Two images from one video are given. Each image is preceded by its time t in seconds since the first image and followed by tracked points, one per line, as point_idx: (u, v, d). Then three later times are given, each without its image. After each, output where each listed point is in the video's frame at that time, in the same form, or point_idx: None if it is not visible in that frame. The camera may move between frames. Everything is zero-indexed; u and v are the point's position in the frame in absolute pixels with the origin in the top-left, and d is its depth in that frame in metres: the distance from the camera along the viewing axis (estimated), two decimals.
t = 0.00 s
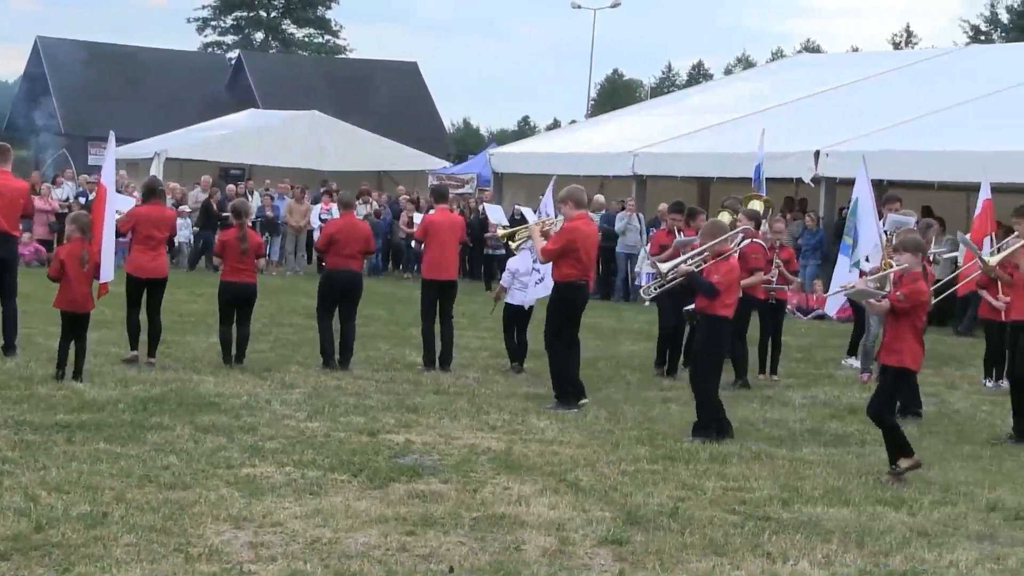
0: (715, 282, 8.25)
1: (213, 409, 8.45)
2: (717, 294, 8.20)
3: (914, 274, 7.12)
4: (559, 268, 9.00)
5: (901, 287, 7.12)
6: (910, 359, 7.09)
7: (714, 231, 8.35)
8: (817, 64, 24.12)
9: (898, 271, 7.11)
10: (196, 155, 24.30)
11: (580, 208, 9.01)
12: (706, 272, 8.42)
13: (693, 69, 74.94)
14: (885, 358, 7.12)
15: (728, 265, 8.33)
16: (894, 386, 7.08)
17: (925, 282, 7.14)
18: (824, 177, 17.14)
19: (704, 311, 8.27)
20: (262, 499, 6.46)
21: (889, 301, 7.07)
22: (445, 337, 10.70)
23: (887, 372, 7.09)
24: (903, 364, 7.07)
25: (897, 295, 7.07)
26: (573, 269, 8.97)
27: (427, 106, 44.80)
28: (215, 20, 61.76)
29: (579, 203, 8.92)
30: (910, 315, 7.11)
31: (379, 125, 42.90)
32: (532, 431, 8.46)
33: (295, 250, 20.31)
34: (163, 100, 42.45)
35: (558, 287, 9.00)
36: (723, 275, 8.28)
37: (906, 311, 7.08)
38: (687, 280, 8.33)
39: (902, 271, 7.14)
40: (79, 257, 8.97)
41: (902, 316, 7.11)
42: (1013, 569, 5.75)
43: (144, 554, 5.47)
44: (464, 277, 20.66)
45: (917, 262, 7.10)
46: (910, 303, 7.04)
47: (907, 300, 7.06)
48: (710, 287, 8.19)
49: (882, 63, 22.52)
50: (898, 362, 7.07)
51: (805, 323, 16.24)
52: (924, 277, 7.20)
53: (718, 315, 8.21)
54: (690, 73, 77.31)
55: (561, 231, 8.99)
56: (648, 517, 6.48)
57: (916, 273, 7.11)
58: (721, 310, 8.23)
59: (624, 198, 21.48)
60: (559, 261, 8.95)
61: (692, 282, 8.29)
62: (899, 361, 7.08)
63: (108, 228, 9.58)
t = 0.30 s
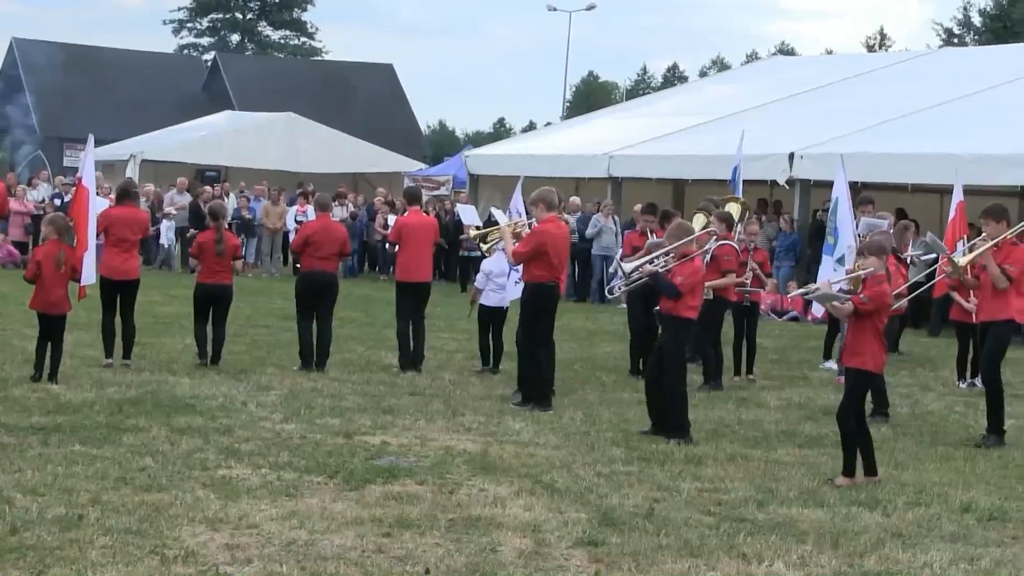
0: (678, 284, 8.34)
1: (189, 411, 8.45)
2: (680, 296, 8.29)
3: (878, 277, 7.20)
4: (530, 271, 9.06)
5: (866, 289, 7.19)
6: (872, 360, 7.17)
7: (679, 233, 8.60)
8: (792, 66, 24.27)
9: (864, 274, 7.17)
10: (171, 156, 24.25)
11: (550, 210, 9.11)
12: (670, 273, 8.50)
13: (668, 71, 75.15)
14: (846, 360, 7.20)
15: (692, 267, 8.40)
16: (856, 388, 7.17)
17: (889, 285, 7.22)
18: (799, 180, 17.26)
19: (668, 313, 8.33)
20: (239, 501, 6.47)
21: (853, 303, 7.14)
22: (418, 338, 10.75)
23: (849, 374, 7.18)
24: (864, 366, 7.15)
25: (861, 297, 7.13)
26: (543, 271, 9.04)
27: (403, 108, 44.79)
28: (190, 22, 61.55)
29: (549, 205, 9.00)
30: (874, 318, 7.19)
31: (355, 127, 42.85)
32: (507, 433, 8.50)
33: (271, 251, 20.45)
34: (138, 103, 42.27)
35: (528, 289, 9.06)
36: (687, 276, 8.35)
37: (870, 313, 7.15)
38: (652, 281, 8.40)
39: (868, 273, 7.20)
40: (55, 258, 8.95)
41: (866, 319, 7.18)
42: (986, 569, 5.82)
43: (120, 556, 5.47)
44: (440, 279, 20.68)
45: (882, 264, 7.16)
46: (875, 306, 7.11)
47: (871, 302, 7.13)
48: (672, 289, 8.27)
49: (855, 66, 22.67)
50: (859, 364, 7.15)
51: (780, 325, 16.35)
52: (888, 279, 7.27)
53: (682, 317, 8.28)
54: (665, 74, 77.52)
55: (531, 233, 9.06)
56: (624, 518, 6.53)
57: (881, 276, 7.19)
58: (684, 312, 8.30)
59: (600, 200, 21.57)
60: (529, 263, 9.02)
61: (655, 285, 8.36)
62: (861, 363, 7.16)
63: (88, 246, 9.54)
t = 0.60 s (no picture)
0: (644, 282, 8.34)
1: (168, 413, 8.45)
2: (644, 295, 8.32)
3: (843, 275, 7.25)
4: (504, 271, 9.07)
5: (830, 288, 7.24)
6: (838, 358, 7.23)
7: (645, 232, 8.46)
8: (767, 67, 24.40)
9: (828, 273, 7.23)
10: (148, 158, 24.17)
11: (525, 211, 9.11)
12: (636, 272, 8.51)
13: (644, 71, 75.30)
14: (813, 359, 7.27)
15: (658, 266, 8.41)
16: (824, 387, 7.25)
17: (854, 282, 7.27)
18: (775, 180, 17.36)
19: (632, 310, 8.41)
20: (218, 502, 6.48)
21: (818, 302, 7.18)
22: (395, 339, 10.78)
23: (815, 372, 7.25)
24: (830, 365, 7.22)
25: (825, 296, 7.18)
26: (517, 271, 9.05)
27: (380, 109, 44.78)
28: (167, 24, 61.36)
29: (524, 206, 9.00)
30: (839, 316, 7.22)
31: (332, 128, 42.80)
32: (486, 433, 8.55)
33: (249, 253, 20.44)
34: (115, 104, 42.10)
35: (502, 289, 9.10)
36: (652, 275, 8.35)
37: (835, 311, 7.19)
38: (617, 279, 8.40)
39: (832, 272, 7.24)
40: (30, 261, 8.93)
41: (831, 317, 7.22)
42: (961, 564, 5.89)
43: (100, 558, 5.49)
44: (418, 280, 20.69)
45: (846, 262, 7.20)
46: (839, 304, 7.16)
47: (836, 301, 7.17)
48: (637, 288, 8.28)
49: (831, 66, 22.79)
50: (825, 362, 7.22)
51: (757, 324, 16.44)
52: (852, 277, 7.33)
53: (644, 315, 8.35)
54: (641, 75, 77.72)
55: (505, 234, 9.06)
56: (603, 517, 6.59)
57: (845, 274, 7.25)
58: (647, 310, 8.36)
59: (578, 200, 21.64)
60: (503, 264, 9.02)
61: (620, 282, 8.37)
62: (826, 362, 7.22)
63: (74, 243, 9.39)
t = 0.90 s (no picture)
0: (618, 281, 8.37)
1: (153, 414, 8.44)
2: (621, 293, 8.33)
3: (813, 274, 7.27)
4: (484, 270, 9.13)
5: (800, 287, 7.29)
6: (808, 357, 7.27)
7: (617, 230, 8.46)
8: (750, 67, 24.47)
9: (798, 273, 7.24)
10: (132, 158, 24.09)
11: (503, 210, 9.14)
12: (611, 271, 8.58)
13: (626, 70, 75.40)
14: (782, 358, 7.29)
15: (632, 265, 8.48)
16: (797, 386, 7.29)
17: (823, 282, 7.32)
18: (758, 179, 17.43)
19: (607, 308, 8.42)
20: (203, 503, 6.48)
21: (789, 302, 7.23)
22: (379, 338, 10.79)
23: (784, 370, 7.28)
24: (801, 364, 7.25)
25: (796, 296, 7.24)
26: (498, 269, 9.10)
27: (364, 109, 44.73)
28: (150, 25, 61.28)
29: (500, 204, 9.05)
30: (809, 315, 7.29)
31: (316, 128, 42.73)
32: (471, 432, 8.56)
33: (233, 253, 20.46)
34: (99, 105, 42.02)
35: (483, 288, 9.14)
36: (627, 274, 8.40)
37: (805, 311, 7.26)
38: (592, 278, 8.47)
39: (802, 272, 7.28)
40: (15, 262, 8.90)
41: (801, 316, 7.29)
42: (943, 561, 5.94)
43: (84, 559, 5.49)
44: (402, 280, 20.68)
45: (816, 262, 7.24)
46: (809, 304, 7.22)
47: (806, 300, 7.23)
48: (614, 287, 8.32)
49: (813, 66, 22.88)
50: (795, 361, 7.25)
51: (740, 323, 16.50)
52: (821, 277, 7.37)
53: (622, 313, 8.35)
54: (624, 75, 77.81)
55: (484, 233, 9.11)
56: (587, 516, 6.61)
57: (815, 274, 7.27)
58: (624, 308, 8.36)
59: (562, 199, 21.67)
60: (483, 264, 9.08)
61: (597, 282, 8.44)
62: (796, 360, 7.25)
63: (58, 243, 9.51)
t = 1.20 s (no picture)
0: (591, 281, 8.41)
1: (136, 413, 8.44)
2: (593, 293, 8.41)
3: (779, 274, 7.43)
4: (461, 269, 9.16)
5: (768, 287, 7.41)
6: (772, 357, 7.31)
7: (592, 231, 8.45)
8: (733, 68, 24.56)
9: (765, 271, 7.41)
10: (117, 158, 24.01)
11: (476, 209, 9.16)
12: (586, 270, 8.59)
13: (610, 72, 75.50)
14: (747, 356, 7.33)
15: (605, 265, 8.50)
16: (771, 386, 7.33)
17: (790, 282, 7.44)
18: (741, 180, 17.50)
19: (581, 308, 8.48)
20: (186, 502, 6.49)
21: (757, 300, 7.32)
22: (361, 337, 10.80)
23: (749, 370, 7.30)
24: (763, 363, 7.29)
25: (764, 295, 7.33)
26: (473, 268, 9.13)
27: (349, 109, 44.68)
28: (134, 25, 61.22)
29: (473, 205, 9.05)
30: (775, 315, 7.37)
31: (300, 128, 42.66)
32: (454, 432, 8.58)
33: (217, 253, 20.43)
34: (85, 104, 42.04)
35: (459, 288, 9.17)
36: (599, 274, 8.42)
37: (772, 310, 7.34)
38: (565, 278, 8.49)
39: (768, 271, 7.44)
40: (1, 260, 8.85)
41: (768, 316, 7.37)
42: (924, 561, 5.99)
43: (67, 558, 5.49)
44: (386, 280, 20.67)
45: (782, 262, 7.41)
46: (777, 303, 7.31)
47: (774, 299, 7.33)
48: (585, 287, 8.37)
49: (796, 68, 22.99)
50: (759, 360, 7.28)
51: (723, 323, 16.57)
52: (789, 278, 7.49)
53: (593, 314, 8.44)
54: (609, 76, 77.87)
55: (459, 233, 9.14)
56: (570, 516, 6.64)
57: (781, 274, 7.43)
58: (597, 308, 8.46)
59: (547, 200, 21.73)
60: (458, 263, 9.12)
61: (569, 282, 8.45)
62: (760, 360, 7.29)
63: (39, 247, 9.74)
